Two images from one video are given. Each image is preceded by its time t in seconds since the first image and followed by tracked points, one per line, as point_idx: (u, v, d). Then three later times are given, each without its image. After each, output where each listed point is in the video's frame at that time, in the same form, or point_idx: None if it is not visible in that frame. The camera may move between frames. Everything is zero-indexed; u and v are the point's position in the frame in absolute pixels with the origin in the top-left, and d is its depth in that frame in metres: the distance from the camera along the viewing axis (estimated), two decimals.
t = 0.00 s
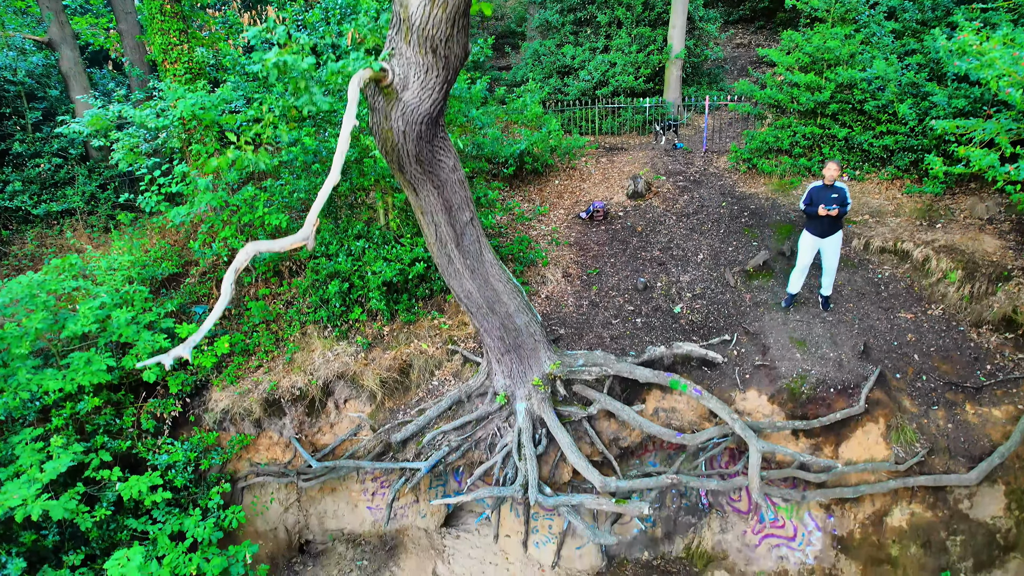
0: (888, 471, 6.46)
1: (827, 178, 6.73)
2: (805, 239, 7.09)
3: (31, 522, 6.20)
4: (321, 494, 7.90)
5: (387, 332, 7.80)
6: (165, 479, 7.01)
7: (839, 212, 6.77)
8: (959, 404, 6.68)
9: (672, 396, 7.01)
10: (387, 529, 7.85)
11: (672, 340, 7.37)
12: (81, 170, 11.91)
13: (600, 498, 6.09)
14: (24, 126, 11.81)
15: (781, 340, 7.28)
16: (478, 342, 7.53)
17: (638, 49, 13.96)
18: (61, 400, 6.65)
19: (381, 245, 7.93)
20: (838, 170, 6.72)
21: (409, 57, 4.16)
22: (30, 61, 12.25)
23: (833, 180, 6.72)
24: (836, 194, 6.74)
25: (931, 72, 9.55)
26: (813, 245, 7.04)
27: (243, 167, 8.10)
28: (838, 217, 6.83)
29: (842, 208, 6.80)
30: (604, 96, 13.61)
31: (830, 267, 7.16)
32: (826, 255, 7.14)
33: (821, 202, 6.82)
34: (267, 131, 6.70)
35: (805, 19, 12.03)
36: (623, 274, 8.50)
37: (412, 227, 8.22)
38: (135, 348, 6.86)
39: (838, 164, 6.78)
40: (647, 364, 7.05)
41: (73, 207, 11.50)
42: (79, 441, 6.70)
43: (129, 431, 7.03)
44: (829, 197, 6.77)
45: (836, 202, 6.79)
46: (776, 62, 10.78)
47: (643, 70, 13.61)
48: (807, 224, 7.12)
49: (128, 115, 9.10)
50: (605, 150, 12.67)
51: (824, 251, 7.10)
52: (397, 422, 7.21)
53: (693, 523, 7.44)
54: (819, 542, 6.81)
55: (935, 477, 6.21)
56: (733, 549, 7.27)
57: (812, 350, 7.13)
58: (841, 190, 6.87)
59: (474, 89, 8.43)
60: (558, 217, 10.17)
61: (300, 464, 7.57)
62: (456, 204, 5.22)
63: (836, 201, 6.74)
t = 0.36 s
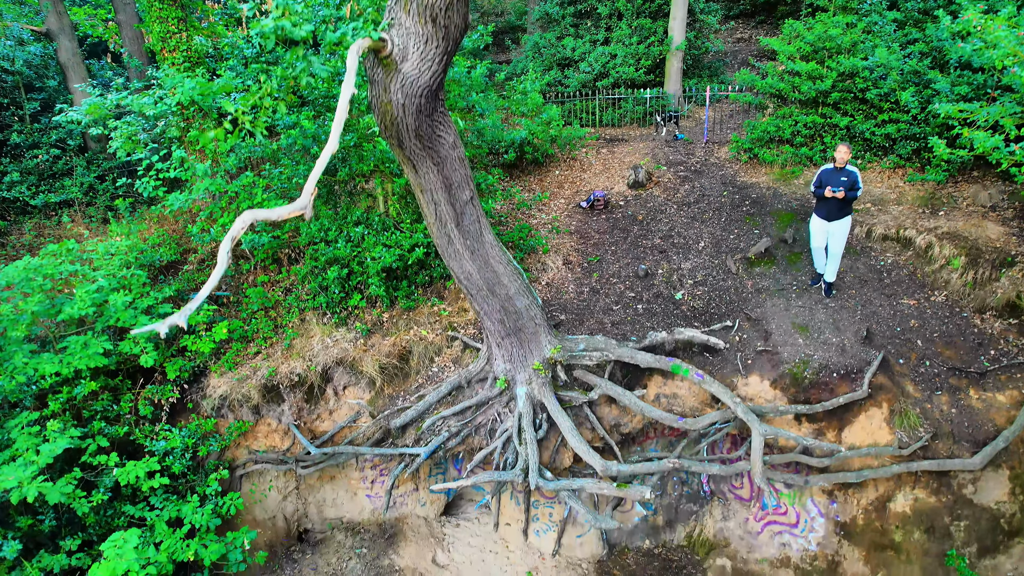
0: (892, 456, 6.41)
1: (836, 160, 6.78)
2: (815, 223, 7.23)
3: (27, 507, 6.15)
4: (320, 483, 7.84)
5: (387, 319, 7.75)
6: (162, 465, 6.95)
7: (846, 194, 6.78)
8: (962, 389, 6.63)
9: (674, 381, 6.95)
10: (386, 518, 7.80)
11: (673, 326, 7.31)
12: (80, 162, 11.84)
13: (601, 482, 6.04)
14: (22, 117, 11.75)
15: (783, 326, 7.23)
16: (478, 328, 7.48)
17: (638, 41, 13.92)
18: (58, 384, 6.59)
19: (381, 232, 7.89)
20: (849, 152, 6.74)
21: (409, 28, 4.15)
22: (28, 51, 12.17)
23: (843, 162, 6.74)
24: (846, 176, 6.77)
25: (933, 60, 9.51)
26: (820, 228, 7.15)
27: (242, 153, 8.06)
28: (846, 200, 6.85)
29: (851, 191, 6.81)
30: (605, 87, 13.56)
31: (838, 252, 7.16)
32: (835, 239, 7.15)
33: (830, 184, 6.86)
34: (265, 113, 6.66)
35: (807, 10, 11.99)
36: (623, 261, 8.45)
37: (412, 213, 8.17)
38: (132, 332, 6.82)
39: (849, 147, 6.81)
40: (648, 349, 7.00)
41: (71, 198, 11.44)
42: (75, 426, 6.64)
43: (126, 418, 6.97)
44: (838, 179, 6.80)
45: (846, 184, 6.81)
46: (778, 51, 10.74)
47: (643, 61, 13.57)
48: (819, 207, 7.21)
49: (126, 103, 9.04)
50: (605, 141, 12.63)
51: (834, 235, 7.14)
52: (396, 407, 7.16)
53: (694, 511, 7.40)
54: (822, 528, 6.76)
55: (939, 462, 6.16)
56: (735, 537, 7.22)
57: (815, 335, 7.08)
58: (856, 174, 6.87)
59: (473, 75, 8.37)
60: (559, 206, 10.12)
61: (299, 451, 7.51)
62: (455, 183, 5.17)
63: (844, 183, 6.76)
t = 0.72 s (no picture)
0: (895, 442, 6.36)
1: (840, 144, 6.81)
2: (821, 208, 7.22)
3: (23, 493, 6.09)
4: (319, 472, 7.79)
5: (386, 306, 7.70)
6: (160, 453, 6.90)
7: (850, 177, 6.79)
8: (966, 375, 6.57)
9: (675, 368, 6.90)
10: (385, 506, 7.75)
11: (675, 313, 7.26)
12: (78, 154, 11.78)
13: (602, 467, 5.99)
14: (20, 108, 11.71)
15: (785, 312, 7.18)
16: (478, 316, 7.42)
17: (639, 33, 13.88)
18: (55, 369, 6.53)
19: (381, 219, 7.84)
20: (852, 135, 6.76)
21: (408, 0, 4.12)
22: (27, 42, 12.12)
23: (846, 146, 6.79)
24: (848, 160, 6.78)
25: (936, 49, 9.45)
26: (826, 213, 7.13)
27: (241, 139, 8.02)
28: (849, 184, 6.85)
29: (855, 174, 6.79)
30: (605, 79, 13.50)
31: (846, 236, 7.13)
32: (841, 223, 7.16)
33: (833, 168, 6.91)
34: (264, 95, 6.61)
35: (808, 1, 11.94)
36: (625, 250, 8.40)
37: (411, 201, 8.12)
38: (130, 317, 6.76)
39: (853, 130, 6.82)
40: (649, 335, 6.96)
41: (69, 190, 11.38)
42: (72, 413, 6.59)
43: (124, 405, 6.92)
44: (842, 163, 6.84)
45: (850, 168, 6.81)
46: (779, 41, 10.70)
47: (644, 53, 13.53)
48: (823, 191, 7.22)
49: (124, 91, 8.99)
50: (606, 133, 12.57)
51: (840, 219, 7.12)
52: (396, 394, 7.11)
53: (696, 499, 7.35)
54: (825, 515, 6.70)
55: (943, 447, 6.11)
56: (737, 525, 7.17)
57: (817, 321, 7.03)
58: (862, 157, 6.84)
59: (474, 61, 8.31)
60: (559, 196, 10.07)
61: (297, 439, 7.46)
62: (455, 162, 5.14)
63: (848, 167, 6.78)
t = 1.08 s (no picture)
0: (899, 426, 6.31)
1: (852, 132, 6.83)
2: (831, 196, 7.23)
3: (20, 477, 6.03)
4: (318, 460, 7.73)
5: (386, 292, 7.65)
6: (158, 439, 6.85)
7: (861, 165, 6.81)
8: (970, 360, 6.51)
9: (677, 353, 6.84)
10: (385, 494, 7.69)
11: (677, 298, 7.21)
12: (77, 145, 11.71)
13: (603, 451, 5.99)
14: (18, 99, 11.65)
15: (788, 298, 7.13)
16: (479, 302, 7.36)
17: (640, 25, 13.84)
18: (52, 353, 6.47)
19: (380, 206, 7.79)
20: (866, 123, 6.75)
21: None
22: (24, 32, 12.04)
23: (858, 134, 6.80)
24: (860, 148, 6.80)
25: (939, 37, 9.40)
26: (836, 200, 7.15)
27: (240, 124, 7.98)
28: (861, 172, 6.88)
29: (867, 162, 6.81)
30: (605, 71, 13.46)
31: (858, 223, 7.15)
32: (853, 211, 7.17)
33: (844, 156, 6.94)
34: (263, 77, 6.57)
35: None
36: (626, 237, 8.34)
37: (411, 187, 8.07)
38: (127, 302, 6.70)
39: (868, 118, 6.81)
40: (651, 320, 6.90)
41: (67, 181, 11.30)
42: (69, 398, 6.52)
43: (122, 391, 6.86)
44: (853, 151, 6.87)
45: (862, 156, 6.83)
46: (781, 31, 10.66)
47: (645, 45, 13.50)
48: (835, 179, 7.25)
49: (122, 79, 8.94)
50: (606, 124, 12.52)
51: (850, 207, 7.14)
52: (395, 380, 7.05)
53: (698, 487, 7.29)
54: (828, 502, 6.64)
55: (947, 431, 6.05)
56: (739, 512, 7.11)
57: (820, 306, 6.97)
58: (875, 145, 6.82)
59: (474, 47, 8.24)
60: (560, 186, 10.02)
61: (296, 427, 7.41)
62: (456, 140, 5.09)
63: (859, 155, 6.80)
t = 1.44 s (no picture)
0: (905, 411, 6.22)
1: (864, 116, 6.76)
2: (841, 180, 7.17)
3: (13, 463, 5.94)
4: (316, 449, 7.64)
5: (385, 279, 7.57)
6: (154, 426, 6.76)
7: (873, 150, 6.75)
8: (976, 345, 6.41)
9: (679, 340, 6.76)
10: (384, 483, 7.61)
11: (679, 284, 7.12)
12: (74, 136, 11.62)
13: (605, 436, 5.87)
14: (16, 90, 11.57)
15: (791, 284, 7.05)
16: (479, 288, 7.28)
17: (641, 16, 13.78)
18: (46, 338, 6.39)
19: (379, 191, 7.71)
20: (878, 107, 6.68)
21: None
22: (22, 22, 11.93)
23: (870, 118, 6.73)
24: (872, 132, 6.73)
25: (943, 24, 9.32)
26: (847, 184, 7.08)
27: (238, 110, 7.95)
28: (872, 156, 6.81)
29: (878, 147, 6.75)
30: (606, 62, 13.40)
31: (867, 208, 7.09)
32: (863, 195, 7.09)
33: (856, 140, 6.89)
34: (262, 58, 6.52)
35: None
36: (627, 224, 8.27)
37: (411, 173, 8.00)
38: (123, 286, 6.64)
39: (880, 101, 6.73)
40: (653, 306, 6.82)
41: (65, 171, 11.21)
42: (64, 383, 6.44)
43: (117, 377, 6.78)
44: (865, 135, 6.80)
45: (874, 140, 6.76)
46: (783, 19, 10.59)
47: (646, 36, 13.43)
48: (846, 163, 7.19)
49: (118, 66, 8.86)
50: (607, 115, 12.45)
51: (861, 191, 7.06)
52: (395, 366, 6.97)
53: (700, 476, 7.20)
54: (833, 489, 6.56)
55: (954, 416, 5.96)
56: (743, 501, 7.03)
57: (824, 292, 6.89)
58: (888, 129, 6.75)
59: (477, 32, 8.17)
60: (561, 174, 9.94)
61: (294, 414, 7.33)
62: (456, 117, 5.02)
63: (870, 139, 6.74)
